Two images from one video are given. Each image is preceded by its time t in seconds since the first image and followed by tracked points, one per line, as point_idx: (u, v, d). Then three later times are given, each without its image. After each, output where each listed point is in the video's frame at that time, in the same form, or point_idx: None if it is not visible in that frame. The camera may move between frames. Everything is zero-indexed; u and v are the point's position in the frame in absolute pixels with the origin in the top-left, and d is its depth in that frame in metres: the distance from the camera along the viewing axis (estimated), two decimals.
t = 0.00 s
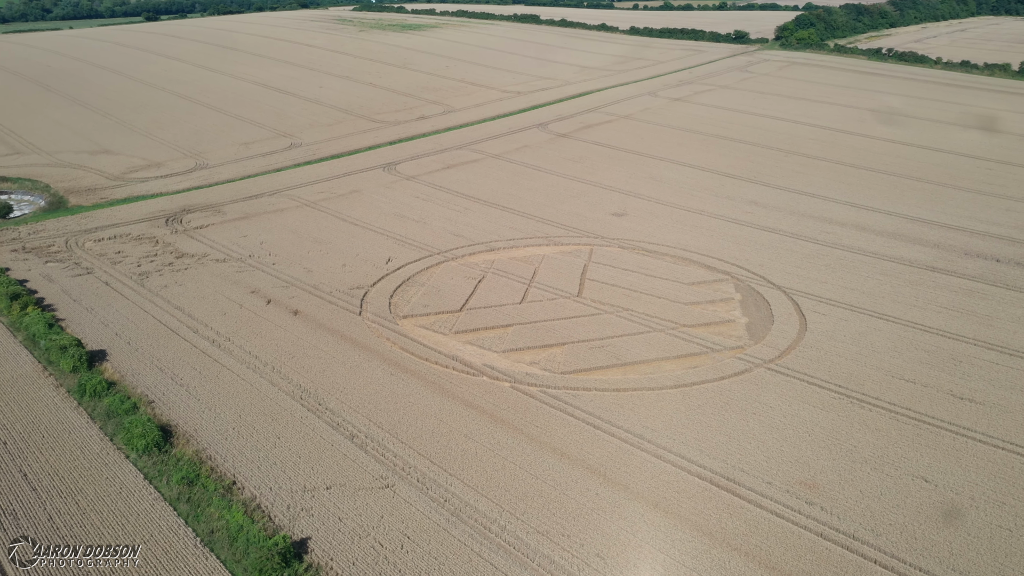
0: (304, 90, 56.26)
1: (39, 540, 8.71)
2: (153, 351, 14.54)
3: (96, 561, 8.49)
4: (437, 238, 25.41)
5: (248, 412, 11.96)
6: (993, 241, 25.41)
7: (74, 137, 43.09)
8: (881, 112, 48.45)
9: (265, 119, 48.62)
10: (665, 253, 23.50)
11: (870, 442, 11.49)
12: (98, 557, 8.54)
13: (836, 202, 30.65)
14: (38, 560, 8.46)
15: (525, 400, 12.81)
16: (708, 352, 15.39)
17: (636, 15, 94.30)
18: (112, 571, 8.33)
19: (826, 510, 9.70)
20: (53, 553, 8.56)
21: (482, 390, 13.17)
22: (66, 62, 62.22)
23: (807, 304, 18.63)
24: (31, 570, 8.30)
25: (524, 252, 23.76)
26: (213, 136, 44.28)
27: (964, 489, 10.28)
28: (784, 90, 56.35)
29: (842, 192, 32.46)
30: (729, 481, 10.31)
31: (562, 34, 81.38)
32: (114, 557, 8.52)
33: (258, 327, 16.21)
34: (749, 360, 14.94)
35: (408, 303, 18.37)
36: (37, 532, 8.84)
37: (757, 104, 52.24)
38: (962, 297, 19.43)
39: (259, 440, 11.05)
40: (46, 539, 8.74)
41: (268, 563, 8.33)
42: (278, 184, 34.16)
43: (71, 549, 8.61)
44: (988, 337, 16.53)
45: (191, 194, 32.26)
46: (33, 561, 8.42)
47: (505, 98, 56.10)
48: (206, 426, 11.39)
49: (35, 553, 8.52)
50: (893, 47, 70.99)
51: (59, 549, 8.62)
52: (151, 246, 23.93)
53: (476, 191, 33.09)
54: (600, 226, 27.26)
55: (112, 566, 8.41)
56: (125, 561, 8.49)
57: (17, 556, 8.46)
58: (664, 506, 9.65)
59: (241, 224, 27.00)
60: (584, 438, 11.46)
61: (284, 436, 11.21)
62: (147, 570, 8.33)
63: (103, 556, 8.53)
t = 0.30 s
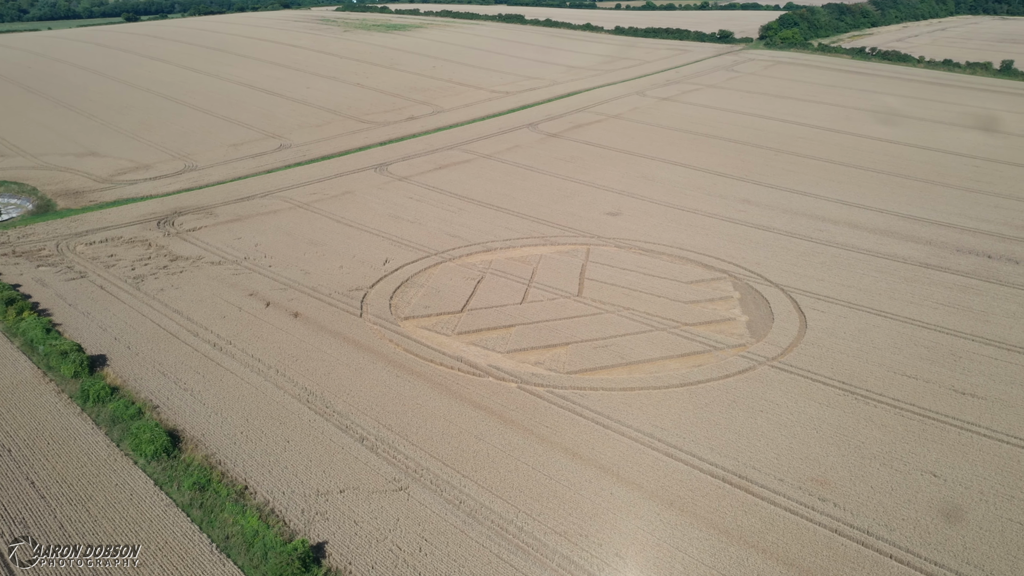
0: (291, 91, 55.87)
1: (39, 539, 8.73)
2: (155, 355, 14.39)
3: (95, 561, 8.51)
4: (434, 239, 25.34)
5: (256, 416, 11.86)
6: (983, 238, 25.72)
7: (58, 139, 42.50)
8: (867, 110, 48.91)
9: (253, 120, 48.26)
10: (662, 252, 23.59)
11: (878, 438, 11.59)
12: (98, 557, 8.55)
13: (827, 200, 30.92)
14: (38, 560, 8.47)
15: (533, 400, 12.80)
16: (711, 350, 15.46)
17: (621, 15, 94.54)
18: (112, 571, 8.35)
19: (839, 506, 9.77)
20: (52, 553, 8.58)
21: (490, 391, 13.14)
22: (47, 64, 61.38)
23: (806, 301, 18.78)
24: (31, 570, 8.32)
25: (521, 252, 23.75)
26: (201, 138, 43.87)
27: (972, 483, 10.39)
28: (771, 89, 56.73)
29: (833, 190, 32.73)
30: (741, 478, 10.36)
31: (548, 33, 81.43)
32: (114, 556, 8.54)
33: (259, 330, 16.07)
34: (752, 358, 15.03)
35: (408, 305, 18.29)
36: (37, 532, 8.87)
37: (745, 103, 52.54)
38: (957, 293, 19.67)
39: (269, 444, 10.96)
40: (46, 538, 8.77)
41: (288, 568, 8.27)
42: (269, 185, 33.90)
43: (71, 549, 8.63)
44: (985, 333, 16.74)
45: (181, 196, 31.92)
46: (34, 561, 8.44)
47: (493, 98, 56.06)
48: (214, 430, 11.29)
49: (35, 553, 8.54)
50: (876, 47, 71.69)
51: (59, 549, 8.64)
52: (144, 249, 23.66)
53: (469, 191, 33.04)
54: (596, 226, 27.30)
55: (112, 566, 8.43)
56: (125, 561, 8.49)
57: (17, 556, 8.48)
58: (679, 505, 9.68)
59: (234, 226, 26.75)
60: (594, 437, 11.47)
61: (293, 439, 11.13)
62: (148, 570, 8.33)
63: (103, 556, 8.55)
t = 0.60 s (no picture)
0: (278, 92, 55.49)
1: (40, 540, 8.77)
2: (155, 360, 14.23)
3: (96, 561, 8.53)
4: (430, 239, 25.26)
5: (263, 420, 11.76)
6: (973, 235, 26.02)
7: (42, 142, 41.91)
8: (852, 109, 49.35)
9: (241, 122, 47.88)
10: (658, 251, 23.67)
11: (885, 434, 11.70)
12: (98, 557, 8.58)
13: (819, 198, 31.19)
14: (39, 560, 8.49)
15: (541, 401, 12.79)
16: (714, 348, 15.53)
17: (606, 15, 94.78)
18: (112, 571, 8.38)
19: (851, 502, 9.84)
20: (52, 553, 8.60)
21: (497, 392, 13.11)
22: (28, 65, 60.53)
23: (804, 299, 18.92)
24: (31, 570, 8.36)
25: (518, 252, 23.74)
26: (188, 140, 43.43)
27: (980, 477, 10.53)
28: (757, 88, 57.04)
29: (823, 188, 33.00)
30: (754, 476, 10.40)
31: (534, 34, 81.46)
32: (114, 557, 8.56)
33: (260, 333, 15.93)
34: (755, 356, 15.11)
35: (409, 306, 18.23)
36: (38, 532, 8.89)
37: (733, 102, 52.86)
38: (951, 290, 19.93)
39: (279, 448, 10.87)
40: (46, 539, 8.80)
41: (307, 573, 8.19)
42: (261, 187, 33.63)
43: (71, 549, 8.65)
44: (981, 329, 16.95)
45: (171, 199, 31.59)
46: (34, 561, 8.46)
47: (482, 98, 56.02)
48: (222, 435, 11.18)
49: (36, 553, 8.57)
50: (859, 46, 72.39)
51: (59, 549, 8.67)
52: (137, 252, 23.39)
53: (462, 192, 32.98)
54: (591, 225, 27.33)
55: (112, 566, 8.46)
56: (126, 561, 8.51)
57: (17, 556, 8.51)
58: (694, 503, 9.71)
59: (227, 228, 26.50)
60: (605, 437, 11.48)
61: (302, 443, 11.04)
62: (148, 571, 8.34)
63: (103, 556, 8.57)
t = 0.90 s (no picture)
0: (266, 93, 55.12)
1: (40, 539, 8.83)
2: (157, 365, 14.08)
3: (96, 560, 8.56)
4: (426, 240, 25.19)
5: (271, 424, 11.66)
6: (964, 231, 26.31)
7: (27, 145, 41.35)
8: (839, 108, 49.76)
9: (229, 123, 47.45)
10: (655, 250, 23.75)
11: (892, 430, 11.79)
12: (98, 557, 8.60)
13: (811, 197, 31.44)
14: (37, 559, 8.55)
15: (549, 401, 12.79)
16: (717, 346, 15.60)
17: (592, 15, 94.97)
18: (112, 571, 8.40)
19: (863, 498, 9.91)
20: (52, 553, 8.65)
21: (504, 393, 13.09)
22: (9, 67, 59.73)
23: (803, 296, 19.05)
24: (30, 570, 8.41)
25: (515, 253, 23.73)
26: (176, 142, 42.97)
27: (988, 471, 10.62)
28: (744, 88, 57.37)
29: (814, 187, 33.24)
30: (765, 473, 10.46)
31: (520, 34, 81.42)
32: (115, 557, 8.59)
33: (261, 336, 15.80)
34: (759, 353, 15.18)
35: (410, 307, 18.16)
36: (36, 532, 8.95)
37: (721, 101, 53.15)
38: (946, 286, 20.16)
39: (289, 452, 10.78)
40: (47, 538, 8.86)
41: None
42: (252, 189, 33.35)
43: (71, 549, 8.70)
44: (978, 324, 17.15)
45: (162, 201, 31.25)
46: (33, 561, 8.52)
47: (471, 98, 55.95)
48: (231, 440, 11.09)
49: (35, 553, 8.62)
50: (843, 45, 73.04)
51: (59, 548, 8.72)
52: (130, 256, 23.12)
53: (456, 192, 32.91)
54: (586, 225, 27.35)
55: (112, 565, 8.48)
56: (126, 561, 8.54)
57: (18, 556, 8.57)
58: (709, 501, 9.74)
59: (220, 230, 26.25)
60: (615, 437, 11.49)
61: (313, 446, 10.97)
62: (147, 570, 8.38)
63: (104, 556, 8.59)
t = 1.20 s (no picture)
0: (252, 94, 54.69)
1: (39, 539, 8.87)
2: (159, 369, 13.93)
3: (96, 561, 8.62)
4: (422, 241, 25.12)
5: (279, 428, 11.57)
6: (955, 228, 26.62)
7: (11, 147, 40.73)
8: (826, 106, 50.15)
9: (217, 125, 47.03)
10: (652, 249, 23.84)
11: (899, 426, 11.89)
12: (98, 557, 8.67)
13: (803, 195, 31.69)
14: (38, 560, 8.59)
15: (557, 401, 12.79)
16: (719, 345, 15.67)
17: (578, 15, 95.13)
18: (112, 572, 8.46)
19: (875, 494, 9.99)
20: (53, 553, 8.70)
21: (512, 393, 13.07)
22: None
23: (801, 294, 19.20)
24: (30, 570, 8.46)
25: (512, 253, 23.73)
26: (164, 143, 42.52)
27: (995, 465, 10.74)
28: (731, 87, 57.71)
29: (805, 185, 33.51)
30: (777, 470, 10.51)
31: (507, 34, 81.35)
32: (114, 557, 8.64)
33: (263, 340, 15.68)
34: (762, 351, 15.27)
35: (411, 309, 18.11)
36: (37, 532, 9.00)
37: (709, 100, 53.43)
38: (940, 282, 20.41)
39: (300, 456, 10.69)
40: (46, 538, 8.90)
41: None
42: (243, 191, 33.06)
43: (71, 549, 8.75)
44: (973, 320, 17.37)
45: (152, 204, 30.92)
46: (33, 561, 8.55)
47: (459, 98, 55.85)
48: (240, 444, 10.99)
49: (35, 553, 8.67)
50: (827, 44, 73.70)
51: (59, 549, 8.76)
52: (123, 259, 22.86)
53: (449, 193, 32.86)
54: (582, 225, 27.39)
55: (112, 566, 8.54)
56: (126, 561, 8.60)
57: (17, 556, 8.61)
58: (723, 499, 9.78)
59: (214, 233, 26.02)
60: (625, 436, 11.50)
61: (323, 450, 10.88)
62: (147, 570, 8.42)
63: (103, 556, 8.66)
